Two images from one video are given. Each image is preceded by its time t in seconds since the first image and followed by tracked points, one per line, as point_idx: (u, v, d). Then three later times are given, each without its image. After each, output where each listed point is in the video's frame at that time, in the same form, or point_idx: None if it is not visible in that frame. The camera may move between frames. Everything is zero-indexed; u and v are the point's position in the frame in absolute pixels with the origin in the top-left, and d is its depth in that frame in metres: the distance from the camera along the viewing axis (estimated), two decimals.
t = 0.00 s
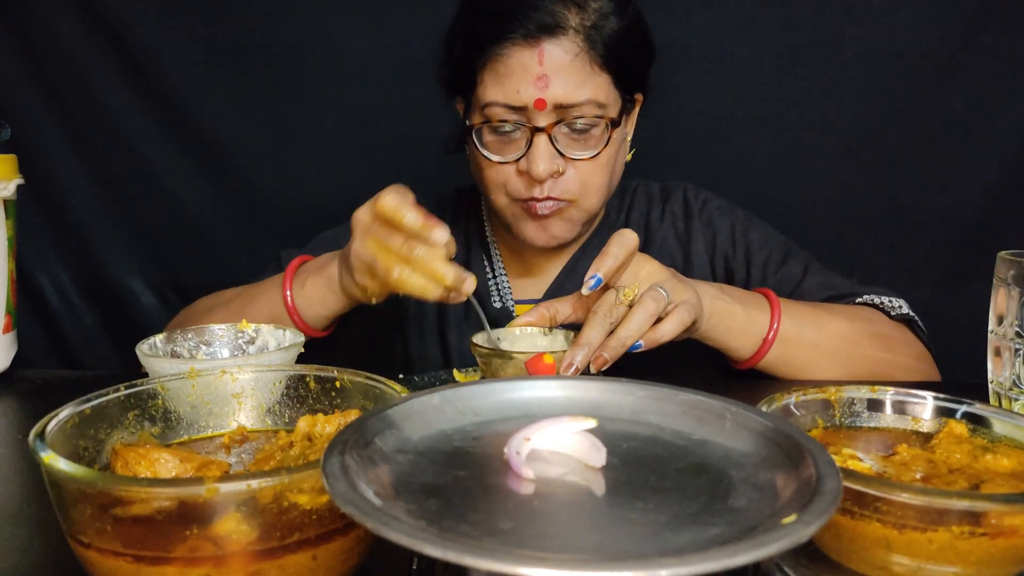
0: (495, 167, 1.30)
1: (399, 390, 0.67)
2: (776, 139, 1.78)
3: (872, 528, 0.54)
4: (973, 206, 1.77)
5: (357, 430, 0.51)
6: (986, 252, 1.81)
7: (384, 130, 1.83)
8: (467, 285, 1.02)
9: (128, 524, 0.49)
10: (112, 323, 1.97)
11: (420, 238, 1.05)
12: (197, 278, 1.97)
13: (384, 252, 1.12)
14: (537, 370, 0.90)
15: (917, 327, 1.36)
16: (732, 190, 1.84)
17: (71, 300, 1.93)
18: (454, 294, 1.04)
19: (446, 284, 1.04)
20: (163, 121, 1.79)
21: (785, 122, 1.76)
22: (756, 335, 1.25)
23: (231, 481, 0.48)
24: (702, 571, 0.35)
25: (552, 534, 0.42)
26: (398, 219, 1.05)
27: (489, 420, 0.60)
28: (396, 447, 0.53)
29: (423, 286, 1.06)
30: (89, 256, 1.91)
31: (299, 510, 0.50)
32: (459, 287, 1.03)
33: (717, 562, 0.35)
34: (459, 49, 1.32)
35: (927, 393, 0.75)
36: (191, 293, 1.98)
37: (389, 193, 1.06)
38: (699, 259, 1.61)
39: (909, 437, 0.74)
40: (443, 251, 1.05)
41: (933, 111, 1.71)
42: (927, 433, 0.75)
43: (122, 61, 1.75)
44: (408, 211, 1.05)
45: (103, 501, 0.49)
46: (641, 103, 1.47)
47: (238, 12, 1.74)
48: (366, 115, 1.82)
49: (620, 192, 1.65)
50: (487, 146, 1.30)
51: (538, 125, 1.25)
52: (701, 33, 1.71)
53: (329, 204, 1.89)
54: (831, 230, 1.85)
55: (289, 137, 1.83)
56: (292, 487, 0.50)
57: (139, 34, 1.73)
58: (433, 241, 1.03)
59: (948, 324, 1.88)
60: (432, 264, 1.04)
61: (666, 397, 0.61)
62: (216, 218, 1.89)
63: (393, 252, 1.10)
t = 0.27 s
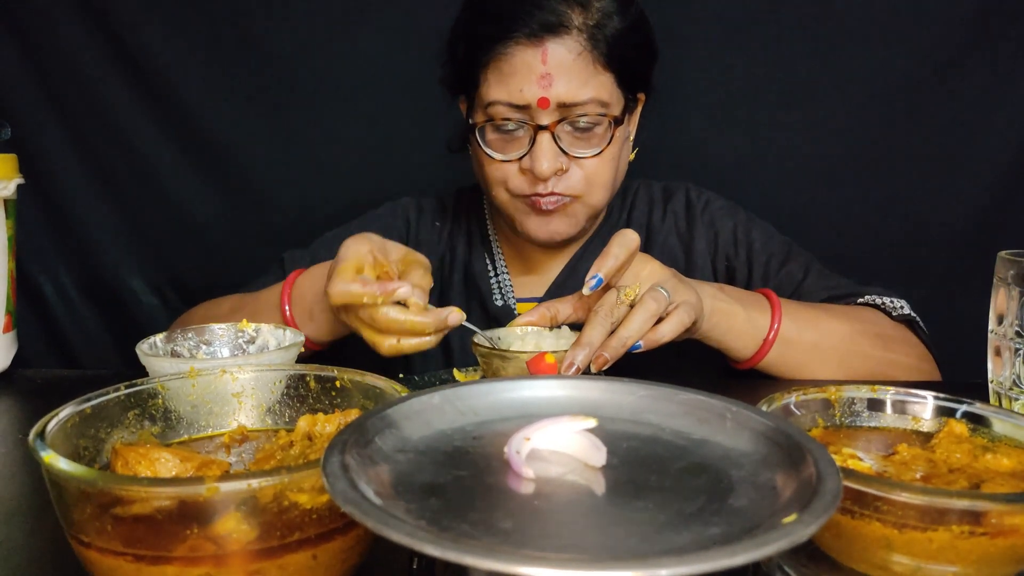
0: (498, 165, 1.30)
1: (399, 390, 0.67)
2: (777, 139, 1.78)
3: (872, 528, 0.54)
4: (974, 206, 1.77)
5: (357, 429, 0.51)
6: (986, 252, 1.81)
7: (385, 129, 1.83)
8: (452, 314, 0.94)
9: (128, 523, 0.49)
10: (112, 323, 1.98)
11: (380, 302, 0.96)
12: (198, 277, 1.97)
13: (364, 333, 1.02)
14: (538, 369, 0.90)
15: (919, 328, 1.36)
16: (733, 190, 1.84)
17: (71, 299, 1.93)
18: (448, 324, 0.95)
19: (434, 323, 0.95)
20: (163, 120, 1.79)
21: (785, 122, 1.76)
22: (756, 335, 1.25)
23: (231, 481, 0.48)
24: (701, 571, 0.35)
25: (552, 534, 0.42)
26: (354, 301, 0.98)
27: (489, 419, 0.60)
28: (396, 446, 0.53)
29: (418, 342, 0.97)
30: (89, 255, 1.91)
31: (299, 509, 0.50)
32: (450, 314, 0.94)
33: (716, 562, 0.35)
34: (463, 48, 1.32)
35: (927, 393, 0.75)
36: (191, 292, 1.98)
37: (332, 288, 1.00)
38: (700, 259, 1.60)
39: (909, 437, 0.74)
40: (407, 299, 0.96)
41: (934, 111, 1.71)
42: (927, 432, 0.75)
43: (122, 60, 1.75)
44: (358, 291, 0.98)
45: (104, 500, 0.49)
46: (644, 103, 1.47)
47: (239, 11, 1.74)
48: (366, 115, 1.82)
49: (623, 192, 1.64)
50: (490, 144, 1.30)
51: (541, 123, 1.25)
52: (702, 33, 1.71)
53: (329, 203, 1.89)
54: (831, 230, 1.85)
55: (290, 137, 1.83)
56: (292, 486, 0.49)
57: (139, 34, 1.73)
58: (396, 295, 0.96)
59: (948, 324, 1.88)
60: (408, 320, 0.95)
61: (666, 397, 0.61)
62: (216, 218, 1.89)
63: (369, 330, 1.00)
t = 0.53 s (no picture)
0: (500, 162, 1.30)
1: (399, 390, 0.67)
2: (777, 139, 1.78)
3: (873, 528, 0.53)
4: (973, 206, 1.77)
5: (357, 429, 0.51)
6: (985, 252, 1.81)
7: (385, 129, 1.83)
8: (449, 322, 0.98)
9: (128, 523, 0.49)
10: (112, 323, 1.98)
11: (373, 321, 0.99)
12: (197, 278, 1.97)
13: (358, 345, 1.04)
14: (537, 370, 0.90)
15: (919, 325, 1.36)
16: (732, 190, 1.84)
17: (70, 300, 1.93)
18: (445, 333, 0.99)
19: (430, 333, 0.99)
20: (163, 120, 1.79)
21: (785, 122, 1.76)
22: (756, 335, 1.25)
23: (231, 481, 0.48)
24: (701, 571, 0.35)
25: (552, 534, 0.42)
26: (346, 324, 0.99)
27: (489, 419, 0.60)
28: (396, 447, 0.53)
29: (417, 353, 1.01)
30: (89, 255, 1.91)
31: (298, 509, 0.50)
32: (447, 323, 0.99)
33: (716, 562, 0.35)
34: (465, 45, 1.32)
35: (927, 393, 0.75)
36: (191, 293, 1.98)
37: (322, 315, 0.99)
38: (701, 258, 1.60)
39: (909, 437, 0.74)
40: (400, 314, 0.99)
41: (934, 111, 1.71)
42: (927, 433, 0.75)
43: (122, 60, 1.75)
44: (349, 313, 0.98)
45: (103, 500, 0.49)
46: (645, 103, 1.47)
47: (239, 11, 1.74)
48: (366, 115, 1.82)
49: (623, 191, 1.64)
50: (491, 142, 1.30)
51: (543, 121, 1.25)
52: (702, 33, 1.71)
53: (329, 203, 1.90)
54: (831, 230, 1.85)
55: (290, 137, 1.83)
56: (292, 486, 0.49)
57: (139, 33, 1.73)
58: (389, 314, 0.98)
59: (947, 324, 1.88)
60: (405, 336, 0.99)
61: (666, 397, 0.61)
62: (216, 218, 1.89)
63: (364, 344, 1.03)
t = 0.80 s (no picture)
0: (501, 161, 1.30)
1: (399, 391, 0.67)
2: (776, 139, 1.78)
3: (873, 529, 0.53)
4: (974, 205, 1.77)
5: (357, 431, 0.51)
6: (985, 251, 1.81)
7: (384, 130, 1.83)
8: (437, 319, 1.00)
9: (128, 525, 0.49)
10: (112, 325, 1.98)
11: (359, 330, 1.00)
12: (197, 279, 1.97)
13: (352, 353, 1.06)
14: (539, 371, 0.91)
15: (921, 328, 1.36)
16: (732, 189, 1.84)
17: (71, 301, 1.93)
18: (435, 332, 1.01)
19: (418, 331, 1.01)
20: (163, 121, 1.79)
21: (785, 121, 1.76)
22: (756, 335, 1.24)
23: (231, 483, 0.48)
24: (702, 572, 0.35)
25: (552, 535, 0.42)
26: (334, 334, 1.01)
27: (489, 420, 0.60)
28: (396, 448, 0.53)
29: (411, 355, 1.03)
30: (89, 257, 1.91)
31: (299, 511, 0.50)
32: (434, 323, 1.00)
33: (716, 562, 0.35)
34: (466, 43, 1.33)
35: (927, 393, 0.75)
36: (191, 294, 1.98)
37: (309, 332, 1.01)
38: (703, 258, 1.60)
39: (909, 437, 0.74)
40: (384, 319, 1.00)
41: (934, 110, 1.71)
42: (928, 433, 0.75)
43: (122, 62, 1.75)
44: (335, 327, 1.00)
45: (104, 503, 0.49)
46: (646, 102, 1.48)
47: (239, 12, 1.74)
48: (366, 116, 1.82)
49: (624, 191, 1.64)
50: (492, 140, 1.29)
51: (544, 118, 1.25)
52: (702, 33, 1.71)
53: (330, 204, 1.90)
54: (832, 229, 1.85)
55: (290, 138, 1.83)
56: (293, 488, 0.49)
57: (139, 35, 1.73)
58: (374, 320, 1.00)
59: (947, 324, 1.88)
60: (394, 340, 1.01)
61: (666, 397, 0.61)
62: (216, 219, 1.89)
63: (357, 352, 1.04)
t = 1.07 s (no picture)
0: (500, 158, 1.30)
1: (399, 389, 0.67)
2: (776, 140, 1.78)
3: (873, 528, 0.53)
4: (973, 206, 1.77)
5: (357, 428, 0.51)
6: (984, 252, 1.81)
7: (384, 129, 1.83)
8: (416, 293, 0.99)
9: (128, 522, 0.49)
10: (111, 323, 1.97)
11: (340, 306, 1.00)
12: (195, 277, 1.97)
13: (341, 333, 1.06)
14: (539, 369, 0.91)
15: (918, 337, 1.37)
16: (732, 189, 1.84)
17: (69, 299, 1.93)
18: (417, 305, 1.00)
19: (400, 304, 1.00)
20: (163, 119, 1.79)
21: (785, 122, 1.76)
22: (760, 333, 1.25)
23: (231, 480, 0.48)
24: (702, 570, 0.35)
25: (552, 533, 0.42)
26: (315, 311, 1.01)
27: (489, 419, 0.60)
28: (396, 446, 0.53)
29: (396, 330, 1.02)
30: (88, 254, 1.90)
31: (298, 509, 0.50)
32: (415, 297, 1.00)
33: (717, 561, 0.35)
34: (467, 40, 1.33)
35: (927, 393, 0.76)
36: (190, 292, 1.98)
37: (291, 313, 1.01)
38: (704, 261, 1.60)
39: (909, 437, 0.74)
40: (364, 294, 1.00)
41: (933, 111, 1.71)
42: (927, 433, 0.75)
43: (122, 59, 1.74)
44: (316, 304, 1.00)
45: (103, 499, 0.49)
46: (647, 101, 1.48)
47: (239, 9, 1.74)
48: (366, 114, 1.82)
49: (624, 191, 1.64)
50: (492, 137, 1.30)
51: (544, 115, 1.25)
52: (702, 33, 1.71)
53: (329, 202, 1.89)
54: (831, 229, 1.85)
55: (289, 136, 1.83)
56: (292, 485, 0.49)
57: (138, 32, 1.72)
58: (354, 296, 1.00)
59: (946, 325, 1.88)
60: (376, 315, 1.00)
61: (666, 396, 0.61)
62: (216, 217, 1.89)
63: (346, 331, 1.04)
